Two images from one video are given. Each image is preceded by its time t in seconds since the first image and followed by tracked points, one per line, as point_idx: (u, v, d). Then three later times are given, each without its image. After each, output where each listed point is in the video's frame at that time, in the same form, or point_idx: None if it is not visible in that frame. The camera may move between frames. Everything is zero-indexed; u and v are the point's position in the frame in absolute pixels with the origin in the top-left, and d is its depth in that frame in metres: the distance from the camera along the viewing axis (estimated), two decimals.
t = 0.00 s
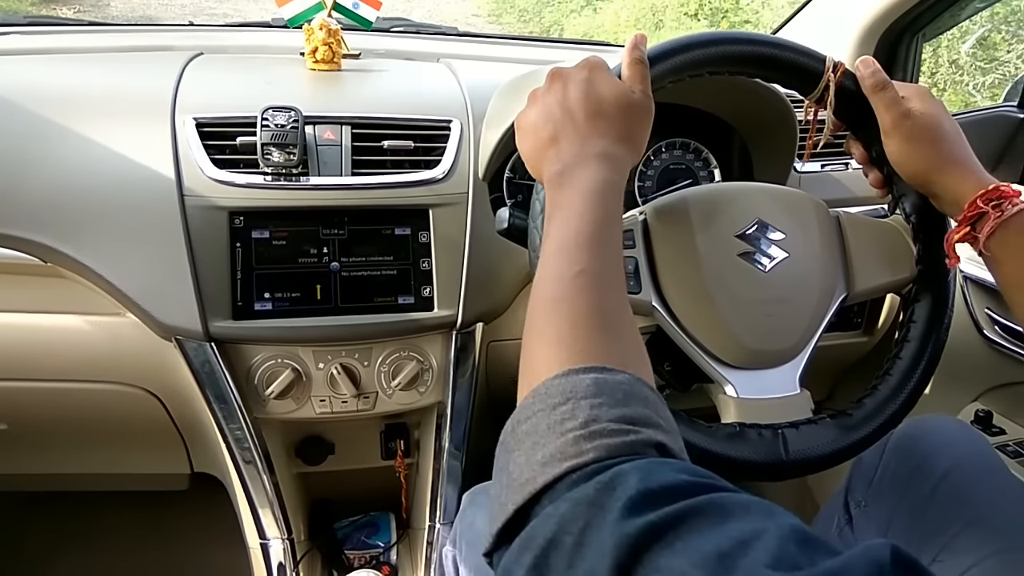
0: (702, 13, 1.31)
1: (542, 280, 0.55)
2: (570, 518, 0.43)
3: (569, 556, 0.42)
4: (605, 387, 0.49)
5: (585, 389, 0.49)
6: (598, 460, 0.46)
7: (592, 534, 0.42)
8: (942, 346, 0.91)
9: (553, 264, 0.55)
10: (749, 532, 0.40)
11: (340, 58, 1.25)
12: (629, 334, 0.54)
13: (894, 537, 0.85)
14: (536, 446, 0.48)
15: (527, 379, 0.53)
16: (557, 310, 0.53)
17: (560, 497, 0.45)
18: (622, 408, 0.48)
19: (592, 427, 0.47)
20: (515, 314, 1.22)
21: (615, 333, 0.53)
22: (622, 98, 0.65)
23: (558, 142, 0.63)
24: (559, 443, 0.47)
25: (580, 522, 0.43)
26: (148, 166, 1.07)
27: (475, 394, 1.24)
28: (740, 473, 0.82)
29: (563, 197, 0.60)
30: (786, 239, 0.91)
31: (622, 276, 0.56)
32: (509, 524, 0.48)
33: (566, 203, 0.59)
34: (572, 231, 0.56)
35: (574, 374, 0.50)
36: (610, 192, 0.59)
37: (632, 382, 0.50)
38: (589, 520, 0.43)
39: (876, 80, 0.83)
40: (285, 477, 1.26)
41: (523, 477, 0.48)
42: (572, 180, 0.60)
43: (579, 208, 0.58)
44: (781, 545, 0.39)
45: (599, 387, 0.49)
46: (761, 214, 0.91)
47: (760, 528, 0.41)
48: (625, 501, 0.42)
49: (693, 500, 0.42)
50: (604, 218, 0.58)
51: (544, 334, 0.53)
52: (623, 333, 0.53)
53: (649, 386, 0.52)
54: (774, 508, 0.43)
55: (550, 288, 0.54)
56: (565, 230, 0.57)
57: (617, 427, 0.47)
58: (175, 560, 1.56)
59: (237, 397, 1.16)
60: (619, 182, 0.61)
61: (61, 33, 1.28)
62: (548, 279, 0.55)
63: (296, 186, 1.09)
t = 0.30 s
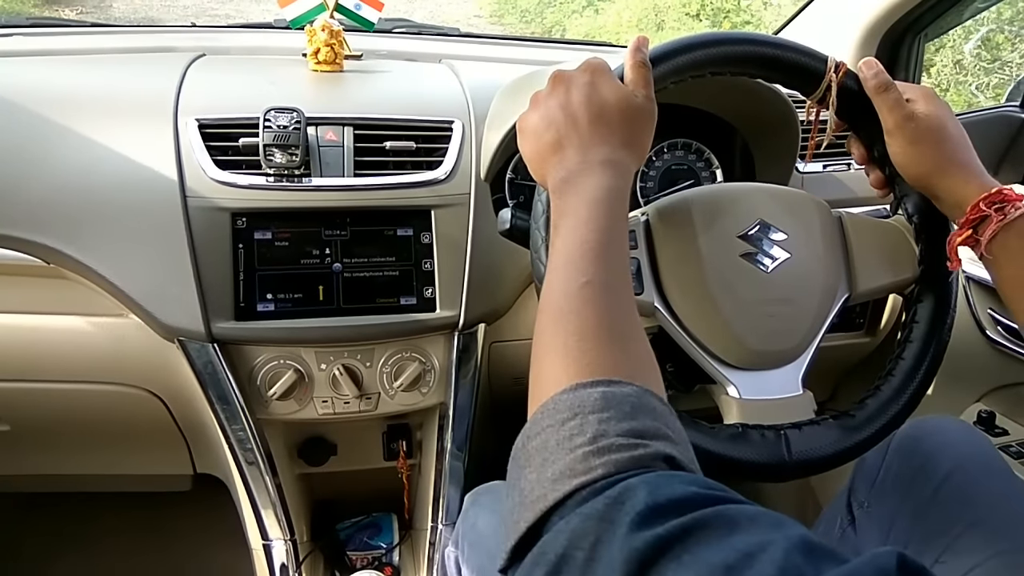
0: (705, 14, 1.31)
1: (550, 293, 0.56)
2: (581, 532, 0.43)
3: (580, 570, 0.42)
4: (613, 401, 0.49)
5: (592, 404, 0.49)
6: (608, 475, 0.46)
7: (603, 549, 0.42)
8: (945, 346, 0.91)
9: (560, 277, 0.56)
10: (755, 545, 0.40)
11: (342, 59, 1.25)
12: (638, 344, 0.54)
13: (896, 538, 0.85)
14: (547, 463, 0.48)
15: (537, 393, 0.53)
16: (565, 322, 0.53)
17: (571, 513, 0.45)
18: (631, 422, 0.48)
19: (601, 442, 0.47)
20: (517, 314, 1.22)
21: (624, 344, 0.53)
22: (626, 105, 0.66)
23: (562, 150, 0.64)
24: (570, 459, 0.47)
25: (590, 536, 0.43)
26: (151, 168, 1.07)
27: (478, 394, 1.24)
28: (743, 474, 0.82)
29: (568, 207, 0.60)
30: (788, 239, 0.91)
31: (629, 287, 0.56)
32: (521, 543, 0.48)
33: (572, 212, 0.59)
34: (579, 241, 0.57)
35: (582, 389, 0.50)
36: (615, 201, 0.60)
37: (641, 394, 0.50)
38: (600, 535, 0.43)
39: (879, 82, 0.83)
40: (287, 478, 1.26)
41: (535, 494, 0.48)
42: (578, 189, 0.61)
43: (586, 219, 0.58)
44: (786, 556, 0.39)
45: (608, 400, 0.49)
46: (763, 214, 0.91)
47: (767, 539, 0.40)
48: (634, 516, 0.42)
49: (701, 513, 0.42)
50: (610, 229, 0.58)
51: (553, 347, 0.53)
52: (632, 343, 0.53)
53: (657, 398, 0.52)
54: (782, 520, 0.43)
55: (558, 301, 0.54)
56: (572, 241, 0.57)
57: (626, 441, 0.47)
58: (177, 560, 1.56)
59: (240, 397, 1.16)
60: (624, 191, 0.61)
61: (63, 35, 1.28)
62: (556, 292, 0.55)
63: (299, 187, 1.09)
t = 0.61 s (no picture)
0: (705, 14, 1.31)
1: (529, 340, 0.55)
2: None
3: None
4: (588, 458, 0.49)
5: (566, 464, 0.49)
6: (583, 541, 0.46)
7: None
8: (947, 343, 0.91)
9: (540, 322, 0.55)
10: None
11: (343, 60, 1.25)
12: (619, 388, 0.53)
13: (896, 538, 0.85)
14: (523, 528, 0.49)
15: (516, 444, 0.53)
16: (544, 368, 0.53)
17: None
18: (606, 480, 0.49)
19: (575, 506, 0.48)
20: (517, 315, 1.22)
21: (604, 387, 0.53)
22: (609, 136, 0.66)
23: (546, 182, 0.64)
24: (545, 524, 0.48)
25: None
26: (151, 169, 1.07)
27: (478, 395, 1.24)
28: (745, 474, 0.83)
29: (551, 244, 0.60)
30: (788, 240, 0.91)
31: (610, 327, 0.56)
32: None
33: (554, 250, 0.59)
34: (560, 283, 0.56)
35: (557, 446, 0.50)
36: (597, 237, 0.59)
37: (616, 445, 0.50)
38: None
39: (892, 122, 0.83)
40: (288, 479, 1.26)
41: (514, 562, 0.48)
42: (559, 223, 0.61)
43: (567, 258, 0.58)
44: None
45: (581, 458, 0.49)
46: (762, 215, 0.91)
47: None
48: None
49: (673, 568, 0.43)
50: (592, 269, 0.57)
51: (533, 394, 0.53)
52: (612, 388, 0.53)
53: (636, 450, 0.52)
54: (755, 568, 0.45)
55: (536, 349, 0.54)
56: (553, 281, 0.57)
57: (600, 502, 0.48)
58: (177, 561, 1.56)
59: (240, 399, 1.16)
60: (606, 222, 0.61)
61: (64, 37, 1.28)
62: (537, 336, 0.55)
63: (298, 189, 1.09)
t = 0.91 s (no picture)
0: (706, 15, 1.31)
1: (510, 468, 0.50)
2: None
3: None
4: None
5: None
6: None
7: None
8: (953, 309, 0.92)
9: (524, 430, 0.51)
10: None
11: (343, 61, 1.25)
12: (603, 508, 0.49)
13: (899, 538, 0.85)
14: None
15: None
16: (527, 509, 0.48)
17: None
18: None
19: None
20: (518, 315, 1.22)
21: (588, 516, 0.48)
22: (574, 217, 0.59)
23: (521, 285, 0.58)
24: None
25: None
26: (151, 170, 1.07)
27: (478, 395, 1.24)
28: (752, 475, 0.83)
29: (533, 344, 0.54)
30: (786, 234, 0.90)
31: (594, 438, 0.51)
32: None
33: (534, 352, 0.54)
34: (543, 380, 0.52)
35: None
36: (580, 336, 0.54)
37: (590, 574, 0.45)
38: None
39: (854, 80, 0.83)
40: (289, 479, 1.27)
41: None
42: (535, 334, 0.55)
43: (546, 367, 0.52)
44: None
45: None
46: (754, 216, 0.90)
47: None
48: None
49: None
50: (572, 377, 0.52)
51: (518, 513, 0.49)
52: (596, 508, 0.49)
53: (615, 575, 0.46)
54: None
55: (517, 485, 0.49)
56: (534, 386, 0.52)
57: None
58: (178, 561, 1.56)
59: (241, 399, 1.16)
60: (588, 319, 0.55)
61: (65, 37, 1.29)
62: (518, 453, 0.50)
63: (299, 189, 1.09)
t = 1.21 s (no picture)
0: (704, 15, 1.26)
1: (553, 270, 0.52)
2: (575, 492, 0.43)
3: (574, 530, 0.42)
4: (609, 361, 0.47)
5: (590, 363, 0.47)
6: (601, 436, 0.45)
7: (597, 508, 0.41)
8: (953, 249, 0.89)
9: (564, 243, 0.52)
10: (746, 493, 0.39)
11: (342, 62, 1.25)
12: (647, 314, 0.51)
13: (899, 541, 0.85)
14: (544, 423, 0.47)
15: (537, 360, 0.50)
16: (566, 292, 0.50)
17: (564, 471, 0.45)
18: (628, 382, 0.47)
19: (596, 403, 0.46)
20: (516, 316, 1.22)
21: (629, 311, 0.50)
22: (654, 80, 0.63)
23: (584, 111, 0.60)
24: (565, 419, 0.46)
25: (586, 496, 0.42)
26: (149, 171, 1.07)
27: (477, 396, 1.24)
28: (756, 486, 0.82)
29: (578, 178, 0.56)
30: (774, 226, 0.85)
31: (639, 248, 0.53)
32: (519, 501, 0.46)
33: (578, 185, 0.55)
34: (589, 204, 0.53)
35: (580, 348, 0.48)
36: (631, 166, 0.56)
37: (638, 351, 0.48)
38: (594, 494, 0.42)
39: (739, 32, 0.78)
40: (287, 481, 1.26)
41: (532, 453, 0.47)
42: (593, 151, 0.57)
43: (590, 196, 0.54)
44: (777, 502, 0.38)
45: (605, 360, 0.47)
46: (739, 226, 0.85)
47: (757, 487, 0.39)
48: (632, 467, 0.42)
49: (693, 464, 0.41)
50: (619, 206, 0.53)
51: (557, 315, 0.50)
52: (628, 303, 0.50)
53: (657, 358, 0.49)
54: (774, 467, 0.42)
55: (559, 278, 0.51)
56: (574, 216, 0.53)
57: (620, 401, 0.46)
58: (176, 563, 1.56)
59: (238, 401, 1.16)
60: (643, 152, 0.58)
61: (63, 38, 1.29)
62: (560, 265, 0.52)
63: (298, 190, 1.09)
